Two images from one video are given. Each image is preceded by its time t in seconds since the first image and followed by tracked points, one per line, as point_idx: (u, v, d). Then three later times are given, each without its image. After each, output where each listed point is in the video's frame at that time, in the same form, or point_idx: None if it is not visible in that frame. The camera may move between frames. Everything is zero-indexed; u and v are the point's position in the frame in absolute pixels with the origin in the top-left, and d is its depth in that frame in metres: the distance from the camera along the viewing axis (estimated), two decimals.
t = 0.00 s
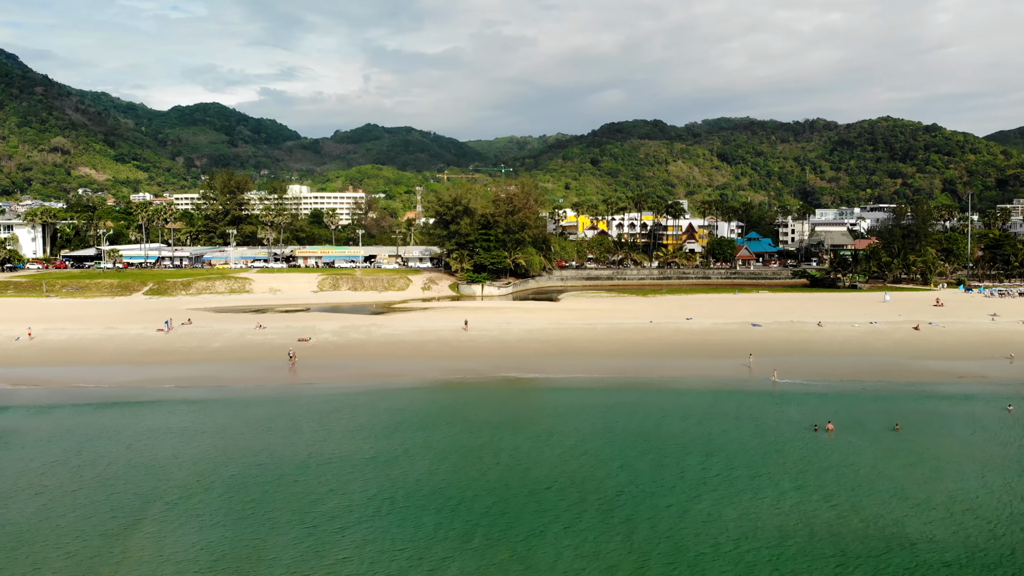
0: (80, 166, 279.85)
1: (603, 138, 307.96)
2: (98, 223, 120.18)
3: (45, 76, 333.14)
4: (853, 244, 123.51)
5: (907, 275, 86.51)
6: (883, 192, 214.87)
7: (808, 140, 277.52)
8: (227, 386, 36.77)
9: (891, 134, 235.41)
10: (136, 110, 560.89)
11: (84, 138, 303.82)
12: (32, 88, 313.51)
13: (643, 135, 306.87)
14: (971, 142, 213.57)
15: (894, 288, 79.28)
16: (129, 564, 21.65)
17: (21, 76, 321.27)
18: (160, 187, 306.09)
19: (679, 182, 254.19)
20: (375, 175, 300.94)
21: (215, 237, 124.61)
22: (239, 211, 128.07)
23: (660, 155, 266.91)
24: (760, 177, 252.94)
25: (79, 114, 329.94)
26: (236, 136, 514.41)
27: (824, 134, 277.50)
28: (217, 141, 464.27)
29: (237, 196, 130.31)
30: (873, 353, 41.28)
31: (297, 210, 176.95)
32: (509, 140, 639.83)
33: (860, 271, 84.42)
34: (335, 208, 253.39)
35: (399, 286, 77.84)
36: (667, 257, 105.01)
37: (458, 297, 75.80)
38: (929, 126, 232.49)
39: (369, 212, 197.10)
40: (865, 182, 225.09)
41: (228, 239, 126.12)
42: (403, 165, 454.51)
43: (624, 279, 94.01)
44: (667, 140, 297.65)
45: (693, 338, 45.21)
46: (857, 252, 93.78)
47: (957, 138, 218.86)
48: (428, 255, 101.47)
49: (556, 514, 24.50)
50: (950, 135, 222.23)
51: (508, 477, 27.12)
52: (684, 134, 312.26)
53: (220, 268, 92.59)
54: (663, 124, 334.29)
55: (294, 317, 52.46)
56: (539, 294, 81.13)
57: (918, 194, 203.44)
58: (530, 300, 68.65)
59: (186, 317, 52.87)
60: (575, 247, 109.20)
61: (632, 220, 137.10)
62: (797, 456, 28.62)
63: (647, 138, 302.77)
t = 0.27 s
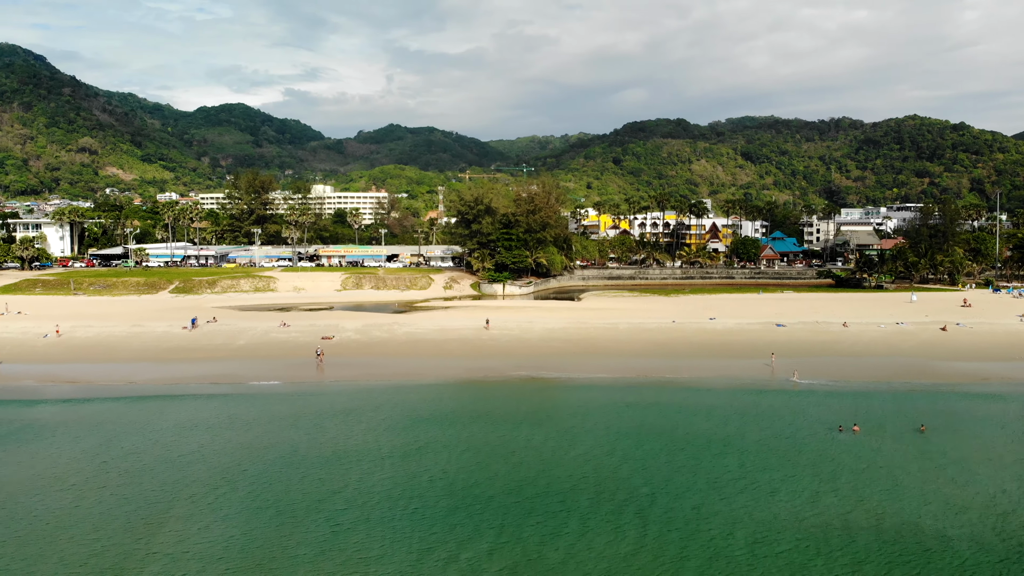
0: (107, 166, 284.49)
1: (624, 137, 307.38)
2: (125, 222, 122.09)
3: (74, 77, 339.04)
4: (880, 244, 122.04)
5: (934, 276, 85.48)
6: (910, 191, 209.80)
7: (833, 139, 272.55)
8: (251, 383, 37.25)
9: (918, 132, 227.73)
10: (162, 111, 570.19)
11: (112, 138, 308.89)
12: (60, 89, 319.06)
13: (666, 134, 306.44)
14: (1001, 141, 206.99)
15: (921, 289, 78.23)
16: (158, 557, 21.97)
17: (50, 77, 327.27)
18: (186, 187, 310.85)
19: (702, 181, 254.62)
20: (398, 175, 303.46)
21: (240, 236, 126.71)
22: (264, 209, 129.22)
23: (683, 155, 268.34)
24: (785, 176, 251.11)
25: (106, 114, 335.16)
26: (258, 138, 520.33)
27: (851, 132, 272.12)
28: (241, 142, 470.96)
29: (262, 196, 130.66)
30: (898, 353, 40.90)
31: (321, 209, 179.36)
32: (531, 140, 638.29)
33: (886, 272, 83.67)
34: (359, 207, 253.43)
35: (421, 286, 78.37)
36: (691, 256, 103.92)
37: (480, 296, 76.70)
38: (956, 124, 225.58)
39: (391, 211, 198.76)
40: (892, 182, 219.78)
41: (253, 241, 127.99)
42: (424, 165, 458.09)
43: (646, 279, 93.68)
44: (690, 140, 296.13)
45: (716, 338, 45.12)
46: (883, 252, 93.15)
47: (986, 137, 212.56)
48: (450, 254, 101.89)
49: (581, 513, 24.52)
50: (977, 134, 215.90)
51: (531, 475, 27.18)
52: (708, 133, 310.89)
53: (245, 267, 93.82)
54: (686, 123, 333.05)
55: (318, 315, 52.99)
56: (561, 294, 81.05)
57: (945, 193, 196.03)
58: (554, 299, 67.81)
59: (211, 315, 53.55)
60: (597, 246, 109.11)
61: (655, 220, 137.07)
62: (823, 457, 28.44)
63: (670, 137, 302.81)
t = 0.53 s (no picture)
0: (134, 166, 289.30)
1: (646, 136, 307.96)
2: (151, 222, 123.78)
3: (101, 78, 344.85)
4: (906, 244, 120.63)
5: (962, 276, 84.48)
6: (938, 189, 203.77)
7: (859, 137, 268.54)
8: (275, 380, 37.78)
9: (945, 130, 221.88)
10: (186, 111, 578.70)
11: (138, 138, 313.94)
12: (87, 90, 324.70)
13: (689, 134, 306.29)
14: None
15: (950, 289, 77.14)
16: (186, 551, 22.27)
17: (79, 79, 333.22)
18: (211, 187, 315.34)
19: (726, 180, 254.77)
20: (420, 175, 306.29)
21: (265, 236, 129.73)
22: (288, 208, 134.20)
23: (706, 154, 269.80)
24: (810, 175, 248.72)
25: (133, 115, 340.27)
26: (280, 138, 525.44)
27: (877, 130, 267.69)
28: (265, 143, 478.28)
29: (287, 195, 133.55)
30: (925, 354, 40.50)
31: (344, 208, 181.86)
32: (553, 140, 636.94)
33: (911, 272, 83.60)
34: (382, 207, 254.33)
35: (444, 284, 78.63)
36: (714, 255, 103.29)
37: (502, 295, 77.12)
38: (985, 122, 219.84)
39: (414, 211, 200.62)
40: (919, 181, 214.05)
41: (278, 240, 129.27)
42: (447, 165, 461.79)
43: (668, 278, 93.23)
44: (713, 138, 294.50)
45: (738, 337, 45.08)
46: (909, 252, 92.37)
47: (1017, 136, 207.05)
48: (470, 254, 104.41)
49: (604, 513, 24.50)
50: (1006, 133, 210.25)
51: (554, 475, 27.21)
52: (732, 132, 309.35)
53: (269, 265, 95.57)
54: (710, 121, 331.70)
55: (341, 313, 53.61)
56: (583, 293, 80.86)
57: (973, 192, 190.25)
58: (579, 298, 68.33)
59: (236, 313, 54.24)
60: (619, 246, 108.95)
61: (677, 219, 137.75)
62: (848, 459, 28.21)
63: (694, 136, 302.47)
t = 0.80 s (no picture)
0: (161, 166, 294.15)
1: (669, 135, 308.89)
2: (176, 220, 125.41)
3: (128, 79, 350.59)
4: (933, 244, 119.21)
5: (989, 276, 83.55)
6: (965, 189, 199.71)
7: (885, 136, 264.78)
8: (299, 376, 38.33)
9: (973, 129, 218.13)
10: (211, 112, 587.89)
11: (164, 138, 318.99)
12: (115, 91, 330.41)
13: (712, 133, 305.83)
14: None
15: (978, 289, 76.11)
16: (212, 544, 22.61)
17: (107, 80, 339.38)
18: (236, 186, 319.76)
19: (750, 180, 254.07)
20: (442, 174, 308.89)
21: (289, 235, 134.42)
22: (312, 208, 137.49)
23: (730, 153, 270.26)
24: (835, 175, 245.64)
25: (159, 116, 345.61)
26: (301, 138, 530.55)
27: (902, 129, 263.88)
28: (289, 144, 486.76)
29: (310, 195, 136.84)
30: (953, 355, 40.07)
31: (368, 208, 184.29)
32: (575, 140, 635.52)
33: (939, 271, 82.07)
34: (403, 207, 257.82)
35: (465, 283, 79.45)
36: (738, 255, 102.48)
37: (523, 295, 77.77)
38: (1016, 120, 214.91)
39: (437, 210, 202.32)
40: (946, 180, 210.33)
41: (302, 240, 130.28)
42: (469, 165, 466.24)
43: (691, 278, 92.86)
44: (737, 138, 292.66)
45: (761, 338, 44.96)
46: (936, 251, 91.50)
47: None
48: (491, 254, 105.49)
49: (626, 512, 24.48)
50: None
51: (575, 473, 27.26)
52: (755, 131, 307.30)
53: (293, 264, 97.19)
54: (734, 120, 330.45)
55: (364, 312, 54.20)
56: (604, 293, 80.81)
57: (1001, 192, 186.48)
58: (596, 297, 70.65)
59: (260, 310, 55.07)
60: (641, 245, 108.88)
61: (700, 218, 137.56)
62: (873, 459, 28.03)
63: (717, 135, 301.58)
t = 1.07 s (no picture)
0: (187, 166, 298.53)
1: (693, 134, 308.48)
2: (202, 220, 127.54)
3: (154, 80, 355.88)
4: (961, 244, 117.46)
5: (1018, 276, 82.51)
6: (994, 189, 195.80)
7: (912, 135, 260.73)
8: (322, 373, 38.96)
9: (1003, 127, 214.05)
10: (235, 113, 595.57)
11: (189, 139, 323.10)
12: (141, 92, 335.35)
13: (736, 132, 304.17)
14: None
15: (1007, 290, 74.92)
16: (238, 540, 22.76)
17: (133, 82, 344.38)
18: (260, 186, 323.33)
19: (774, 179, 251.89)
20: (464, 175, 310.71)
21: (313, 234, 136.98)
22: (335, 209, 139.31)
23: (755, 152, 269.12)
24: (861, 174, 241.77)
25: (186, 117, 352.40)
26: (323, 139, 534.82)
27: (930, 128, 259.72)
28: (314, 145, 493.83)
29: (334, 195, 140.07)
30: (981, 356, 39.57)
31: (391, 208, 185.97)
32: (596, 139, 633.36)
33: (968, 272, 80.25)
34: (425, 207, 259.38)
35: (486, 282, 80.39)
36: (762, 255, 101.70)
37: (544, 294, 77.96)
38: None
39: (459, 211, 203.53)
40: (974, 180, 206.68)
41: (326, 240, 131.54)
42: (492, 166, 469.77)
43: (715, 279, 92.62)
44: (761, 137, 290.55)
45: (784, 338, 44.86)
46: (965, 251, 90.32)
47: None
48: (513, 253, 105.16)
49: (651, 513, 24.38)
50: None
51: (599, 473, 27.22)
52: (780, 130, 304.48)
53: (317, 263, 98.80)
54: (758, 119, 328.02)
55: (386, 311, 54.89)
56: (626, 292, 80.61)
57: None
58: (617, 297, 71.04)
59: (285, 309, 55.97)
60: (664, 245, 108.61)
61: (723, 218, 137.13)
62: (899, 461, 27.80)
63: (740, 134, 299.74)
